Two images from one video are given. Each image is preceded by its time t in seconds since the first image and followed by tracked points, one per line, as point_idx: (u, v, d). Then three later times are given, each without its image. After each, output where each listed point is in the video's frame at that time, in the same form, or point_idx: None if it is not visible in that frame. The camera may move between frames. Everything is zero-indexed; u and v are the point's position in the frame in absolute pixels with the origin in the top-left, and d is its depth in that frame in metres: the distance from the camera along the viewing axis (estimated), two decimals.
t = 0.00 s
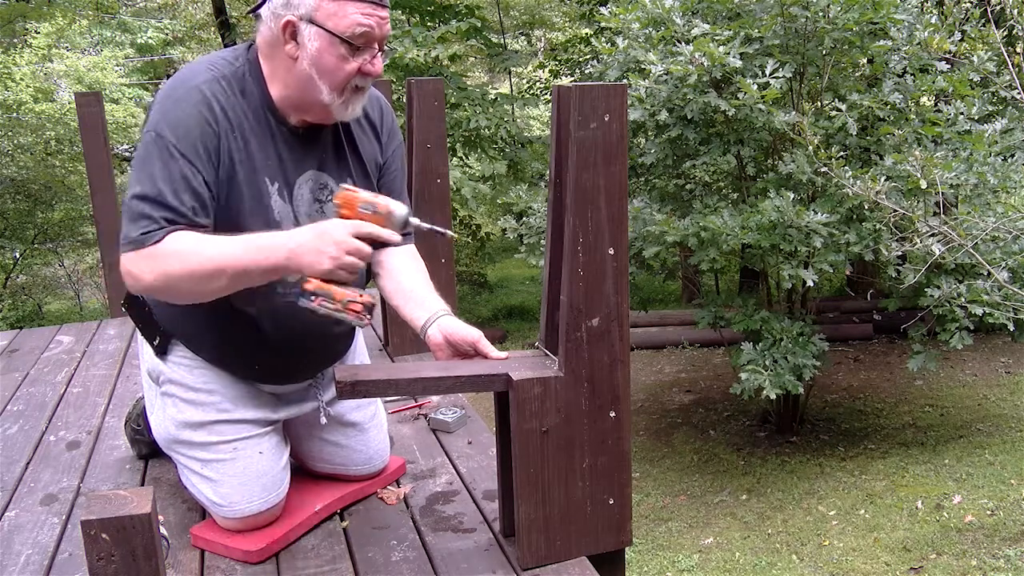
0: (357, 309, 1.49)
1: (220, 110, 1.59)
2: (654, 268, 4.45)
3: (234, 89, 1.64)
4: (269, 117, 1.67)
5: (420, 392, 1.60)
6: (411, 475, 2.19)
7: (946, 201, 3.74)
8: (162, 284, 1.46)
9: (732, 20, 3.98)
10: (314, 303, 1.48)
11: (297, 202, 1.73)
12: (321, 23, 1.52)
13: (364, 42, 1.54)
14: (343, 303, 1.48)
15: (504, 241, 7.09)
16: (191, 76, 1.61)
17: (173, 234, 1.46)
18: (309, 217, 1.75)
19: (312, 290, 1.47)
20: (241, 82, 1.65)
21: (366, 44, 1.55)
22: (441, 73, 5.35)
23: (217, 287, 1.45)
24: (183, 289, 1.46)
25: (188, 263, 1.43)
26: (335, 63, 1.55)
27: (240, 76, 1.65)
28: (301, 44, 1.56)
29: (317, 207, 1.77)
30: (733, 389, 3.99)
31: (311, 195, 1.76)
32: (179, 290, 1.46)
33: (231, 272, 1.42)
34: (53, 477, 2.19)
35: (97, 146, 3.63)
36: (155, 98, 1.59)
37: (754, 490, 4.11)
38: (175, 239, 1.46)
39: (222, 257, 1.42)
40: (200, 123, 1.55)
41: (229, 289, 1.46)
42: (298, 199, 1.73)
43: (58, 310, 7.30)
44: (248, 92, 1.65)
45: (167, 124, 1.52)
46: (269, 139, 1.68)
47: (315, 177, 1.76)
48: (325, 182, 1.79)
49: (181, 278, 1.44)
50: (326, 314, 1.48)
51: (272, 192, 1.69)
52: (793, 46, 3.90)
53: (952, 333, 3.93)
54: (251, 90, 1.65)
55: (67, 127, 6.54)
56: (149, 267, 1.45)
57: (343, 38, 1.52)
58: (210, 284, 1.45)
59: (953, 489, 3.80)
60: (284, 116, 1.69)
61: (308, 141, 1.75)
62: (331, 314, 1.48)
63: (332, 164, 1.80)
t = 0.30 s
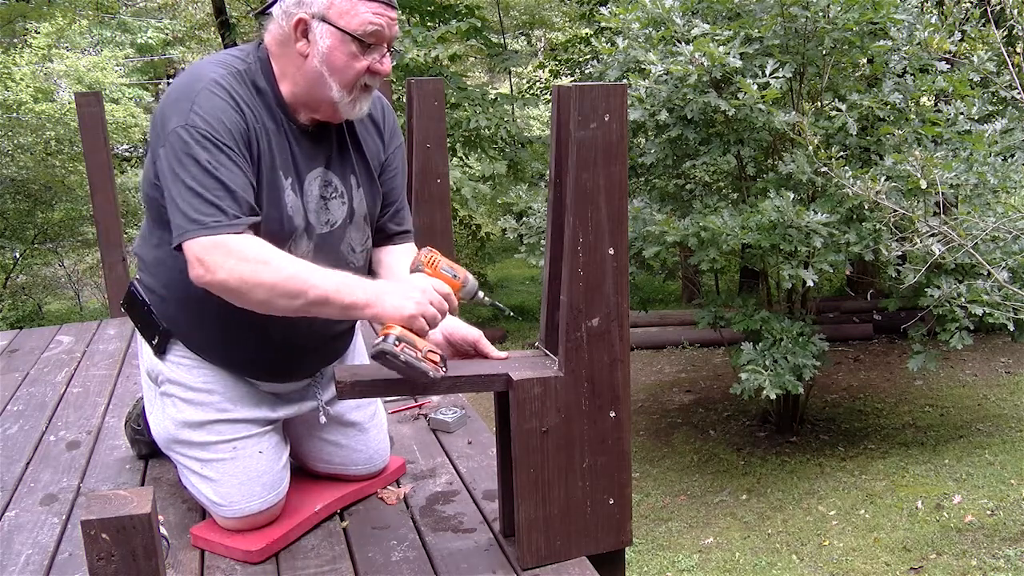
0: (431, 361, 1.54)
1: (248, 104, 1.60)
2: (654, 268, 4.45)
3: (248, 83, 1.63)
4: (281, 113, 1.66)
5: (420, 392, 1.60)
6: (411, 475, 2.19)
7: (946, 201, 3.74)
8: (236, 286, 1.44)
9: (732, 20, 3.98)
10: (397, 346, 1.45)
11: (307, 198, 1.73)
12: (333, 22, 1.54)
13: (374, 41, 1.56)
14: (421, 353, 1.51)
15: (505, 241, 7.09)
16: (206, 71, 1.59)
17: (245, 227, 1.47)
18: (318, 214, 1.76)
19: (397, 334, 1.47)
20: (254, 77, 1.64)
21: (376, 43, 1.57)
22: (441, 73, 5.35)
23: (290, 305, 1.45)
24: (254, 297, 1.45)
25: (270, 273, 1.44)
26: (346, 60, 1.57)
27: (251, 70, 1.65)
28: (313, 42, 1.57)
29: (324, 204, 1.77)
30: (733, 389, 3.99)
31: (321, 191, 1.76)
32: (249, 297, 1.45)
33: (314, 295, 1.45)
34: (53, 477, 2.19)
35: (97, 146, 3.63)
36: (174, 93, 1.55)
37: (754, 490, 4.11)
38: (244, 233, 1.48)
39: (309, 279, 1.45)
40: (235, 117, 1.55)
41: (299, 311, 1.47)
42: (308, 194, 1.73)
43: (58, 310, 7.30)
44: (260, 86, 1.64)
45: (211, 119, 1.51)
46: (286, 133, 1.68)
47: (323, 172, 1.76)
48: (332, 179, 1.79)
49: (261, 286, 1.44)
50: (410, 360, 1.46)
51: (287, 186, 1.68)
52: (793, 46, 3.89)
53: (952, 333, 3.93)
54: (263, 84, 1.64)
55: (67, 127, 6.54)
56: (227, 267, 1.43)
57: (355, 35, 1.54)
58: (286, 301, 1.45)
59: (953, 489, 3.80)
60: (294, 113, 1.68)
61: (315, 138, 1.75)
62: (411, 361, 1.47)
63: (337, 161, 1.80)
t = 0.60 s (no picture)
0: (441, 375, 1.52)
1: (250, 107, 1.60)
2: (654, 268, 4.45)
3: (249, 84, 1.63)
4: (281, 115, 1.66)
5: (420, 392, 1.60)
6: (411, 475, 2.19)
7: (946, 201, 3.74)
8: (250, 294, 1.46)
9: (732, 20, 3.98)
10: (406, 360, 1.46)
11: (307, 198, 1.73)
12: (333, 23, 1.54)
13: (374, 42, 1.57)
14: (432, 367, 1.51)
15: (505, 241, 7.09)
16: (206, 73, 1.59)
17: (256, 231, 1.48)
18: (318, 214, 1.76)
19: (406, 348, 1.48)
20: (255, 79, 1.64)
21: (376, 44, 1.58)
22: (441, 73, 5.35)
23: (301, 315, 1.48)
24: (267, 305, 1.47)
25: (284, 284, 1.46)
26: (346, 61, 1.57)
27: (251, 71, 1.64)
28: (313, 43, 1.57)
29: (323, 204, 1.77)
30: (733, 389, 3.99)
31: (321, 191, 1.76)
32: (262, 304, 1.47)
33: (326, 307, 1.47)
34: (53, 477, 2.19)
35: (97, 146, 3.63)
36: (177, 96, 1.55)
37: (754, 490, 4.11)
38: (255, 237, 1.49)
39: (323, 292, 1.47)
40: (239, 120, 1.55)
41: (311, 322, 1.49)
42: (308, 195, 1.73)
43: (58, 310, 7.32)
44: (261, 87, 1.64)
45: (216, 122, 1.51)
46: (287, 134, 1.68)
47: (323, 173, 1.76)
48: (331, 180, 1.79)
49: (275, 296, 1.46)
50: (418, 373, 1.47)
51: (288, 187, 1.68)
52: (793, 46, 3.89)
53: (952, 333, 3.93)
54: (264, 86, 1.64)
55: (67, 127, 6.55)
56: (242, 275, 1.45)
57: (354, 36, 1.54)
58: (299, 311, 1.48)
59: (953, 489, 3.80)
60: (294, 114, 1.68)
61: (315, 139, 1.75)
62: (421, 375, 1.48)
63: (337, 161, 1.80)
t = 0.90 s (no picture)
0: (442, 375, 1.51)
1: (248, 109, 1.60)
2: (654, 268, 4.45)
3: (247, 86, 1.63)
4: (278, 117, 1.66)
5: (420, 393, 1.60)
6: (411, 475, 2.19)
7: (946, 201, 3.73)
8: (250, 297, 1.46)
9: (733, 20, 3.98)
10: (406, 360, 1.46)
11: (306, 200, 1.73)
12: (331, 24, 1.54)
13: (372, 43, 1.57)
14: (432, 367, 1.50)
15: (505, 241, 7.09)
16: (204, 75, 1.59)
17: (255, 234, 1.48)
18: (316, 216, 1.76)
19: (406, 349, 1.48)
20: (252, 81, 1.64)
21: (374, 45, 1.58)
22: (441, 73, 5.35)
23: (302, 317, 1.48)
24: (267, 308, 1.47)
25: (284, 287, 1.46)
26: (344, 63, 1.57)
27: (249, 73, 1.64)
28: (311, 44, 1.57)
29: (322, 205, 1.77)
30: (733, 389, 3.99)
31: (319, 193, 1.76)
32: (262, 307, 1.47)
33: (326, 308, 1.48)
34: (53, 477, 2.19)
35: (97, 146, 3.63)
36: (175, 98, 1.55)
37: (754, 490, 4.11)
38: (254, 240, 1.49)
39: (323, 293, 1.47)
40: (237, 123, 1.55)
41: (311, 324, 1.49)
42: (307, 196, 1.73)
43: (58, 310, 7.32)
44: (258, 89, 1.64)
45: (214, 125, 1.51)
46: (285, 136, 1.68)
47: (321, 174, 1.76)
48: (330, 181, 1.79)
49: (275, 299, 1.46)
50: (419, 373, 1.47)
51: (287, 189, 1.68)
52: (793, 46, 3.89)
53: (952, 333, 3.93)
54: (262, 87, 1.64)
55: (67, 126, 6.55)
56: (242, 279, 1.45)
57: (353, 37, 1.54)
58: (299, 313, 1.48)
59: (953, 489, 3.80)
60: (293, 116, 1.68)
61: (314, 141, 1.75)
62: (421, 375, 1.47)
63: (336, 163, 1.80)
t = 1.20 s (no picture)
0: (445, 378, 1.51)
1: (249, 110, 1.60)
2: (654, 268, 4.44)
3: (247, 87, 1.63)
4: (279, 118, 1.66)
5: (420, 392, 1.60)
6: (411, 475, 2.19)
7: (946, 201, 3.73)
8: (254, 299, 1.46)
9: (732, 20, 3.98)
10: (409, 362, 1.46)
11: (306, 201, 1.73)
12: (331, 25, 1.53)
13: (372, 45, 1.56)
14: (435, 370, 1.50)
15: (505, 241, 7.09)
16: (204, 77, 1.59)
17: (257, 236, 1.48)
18: (316, 217, 1.76)
19: (409, 351, 1.48)
20: (253, 83, 1.64)
21: (374, 47, 1.57)
22: (441, 73, 5.35)
23: (305, 319, 1.48)
24: (271, 310, 1.47)
25: (288, 289, 1.46)
26: (344, 64, 1.57)
27: (249, 74, 1.64)
28: (311, 45, 1.57)
29: (322, 207, 1.77)
30: (733, 389, 3.99)
31: (320, 194, 1.76)
32: (266, 309, 1.47)
33: (330, 310, 1.48)
34: (53, 477, 2.19)
35: (97, 146, 3.63)
36: (175, 98, 1.55)
37: (754, 490, 4.11)
38: (257, 241, 1.49)
39: (327, 295, 1.48)
40: (238, 124, 1.55)
41: (315, 325, 1.49)
42: (307, 198, 1.73)
43: (58, 310, 7.33)
44: (259, 90, 1.64)
45: (215, 126, 1.51)
46: (286, 137, 1.68)
47: (322, 176, 1.76)
48: (331, 182, 1.79)
49: (279, 301, 1.46)
50: (422, 375, 1.47)
51: (287, 190, 1.68)
52: (793, 46, 3.89)
53: (952, 333, 3.93)
54: (262, 88, 1.64)
55: (67, 127, 6.55)
56: (246, 281, 1.45)
57: (353, 39, 1.54)
58: (302, 315, 1.48)
59: (953, 489, 3.80)
60: (293, 117, 1.68)
61: (315, 142, 1.75)
62: (424, 377, 1.47)
63: (336, 165, 1.81)
